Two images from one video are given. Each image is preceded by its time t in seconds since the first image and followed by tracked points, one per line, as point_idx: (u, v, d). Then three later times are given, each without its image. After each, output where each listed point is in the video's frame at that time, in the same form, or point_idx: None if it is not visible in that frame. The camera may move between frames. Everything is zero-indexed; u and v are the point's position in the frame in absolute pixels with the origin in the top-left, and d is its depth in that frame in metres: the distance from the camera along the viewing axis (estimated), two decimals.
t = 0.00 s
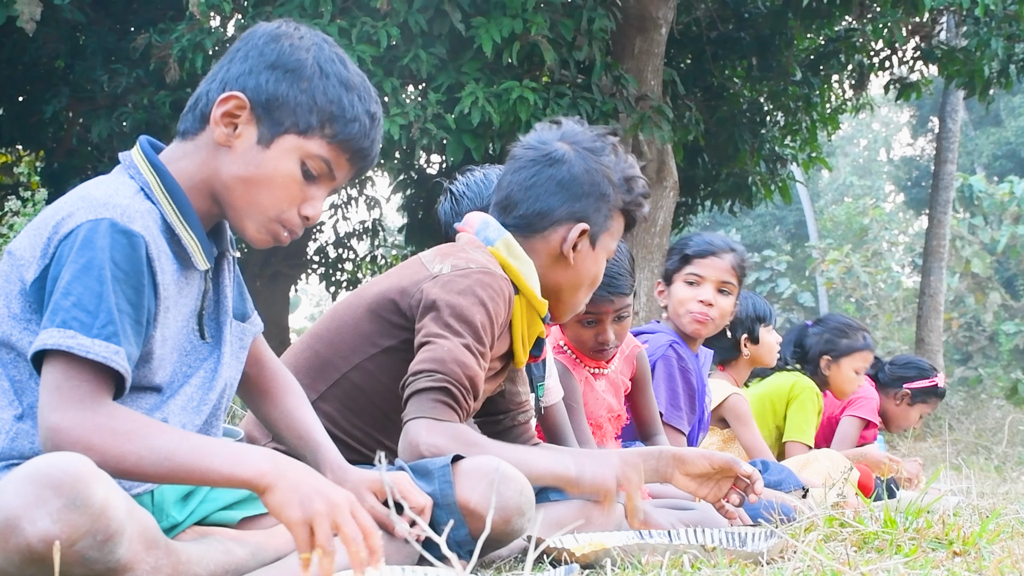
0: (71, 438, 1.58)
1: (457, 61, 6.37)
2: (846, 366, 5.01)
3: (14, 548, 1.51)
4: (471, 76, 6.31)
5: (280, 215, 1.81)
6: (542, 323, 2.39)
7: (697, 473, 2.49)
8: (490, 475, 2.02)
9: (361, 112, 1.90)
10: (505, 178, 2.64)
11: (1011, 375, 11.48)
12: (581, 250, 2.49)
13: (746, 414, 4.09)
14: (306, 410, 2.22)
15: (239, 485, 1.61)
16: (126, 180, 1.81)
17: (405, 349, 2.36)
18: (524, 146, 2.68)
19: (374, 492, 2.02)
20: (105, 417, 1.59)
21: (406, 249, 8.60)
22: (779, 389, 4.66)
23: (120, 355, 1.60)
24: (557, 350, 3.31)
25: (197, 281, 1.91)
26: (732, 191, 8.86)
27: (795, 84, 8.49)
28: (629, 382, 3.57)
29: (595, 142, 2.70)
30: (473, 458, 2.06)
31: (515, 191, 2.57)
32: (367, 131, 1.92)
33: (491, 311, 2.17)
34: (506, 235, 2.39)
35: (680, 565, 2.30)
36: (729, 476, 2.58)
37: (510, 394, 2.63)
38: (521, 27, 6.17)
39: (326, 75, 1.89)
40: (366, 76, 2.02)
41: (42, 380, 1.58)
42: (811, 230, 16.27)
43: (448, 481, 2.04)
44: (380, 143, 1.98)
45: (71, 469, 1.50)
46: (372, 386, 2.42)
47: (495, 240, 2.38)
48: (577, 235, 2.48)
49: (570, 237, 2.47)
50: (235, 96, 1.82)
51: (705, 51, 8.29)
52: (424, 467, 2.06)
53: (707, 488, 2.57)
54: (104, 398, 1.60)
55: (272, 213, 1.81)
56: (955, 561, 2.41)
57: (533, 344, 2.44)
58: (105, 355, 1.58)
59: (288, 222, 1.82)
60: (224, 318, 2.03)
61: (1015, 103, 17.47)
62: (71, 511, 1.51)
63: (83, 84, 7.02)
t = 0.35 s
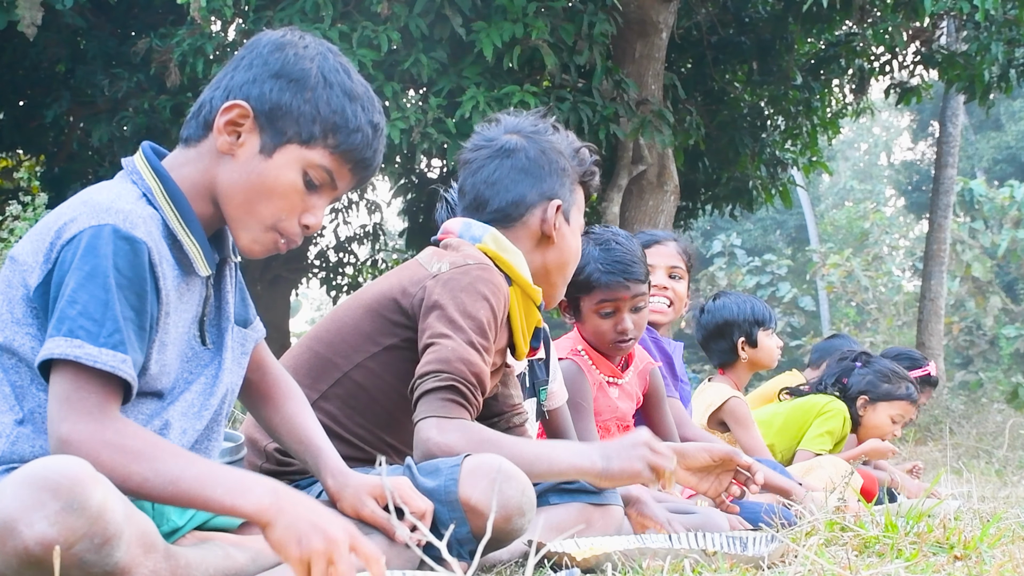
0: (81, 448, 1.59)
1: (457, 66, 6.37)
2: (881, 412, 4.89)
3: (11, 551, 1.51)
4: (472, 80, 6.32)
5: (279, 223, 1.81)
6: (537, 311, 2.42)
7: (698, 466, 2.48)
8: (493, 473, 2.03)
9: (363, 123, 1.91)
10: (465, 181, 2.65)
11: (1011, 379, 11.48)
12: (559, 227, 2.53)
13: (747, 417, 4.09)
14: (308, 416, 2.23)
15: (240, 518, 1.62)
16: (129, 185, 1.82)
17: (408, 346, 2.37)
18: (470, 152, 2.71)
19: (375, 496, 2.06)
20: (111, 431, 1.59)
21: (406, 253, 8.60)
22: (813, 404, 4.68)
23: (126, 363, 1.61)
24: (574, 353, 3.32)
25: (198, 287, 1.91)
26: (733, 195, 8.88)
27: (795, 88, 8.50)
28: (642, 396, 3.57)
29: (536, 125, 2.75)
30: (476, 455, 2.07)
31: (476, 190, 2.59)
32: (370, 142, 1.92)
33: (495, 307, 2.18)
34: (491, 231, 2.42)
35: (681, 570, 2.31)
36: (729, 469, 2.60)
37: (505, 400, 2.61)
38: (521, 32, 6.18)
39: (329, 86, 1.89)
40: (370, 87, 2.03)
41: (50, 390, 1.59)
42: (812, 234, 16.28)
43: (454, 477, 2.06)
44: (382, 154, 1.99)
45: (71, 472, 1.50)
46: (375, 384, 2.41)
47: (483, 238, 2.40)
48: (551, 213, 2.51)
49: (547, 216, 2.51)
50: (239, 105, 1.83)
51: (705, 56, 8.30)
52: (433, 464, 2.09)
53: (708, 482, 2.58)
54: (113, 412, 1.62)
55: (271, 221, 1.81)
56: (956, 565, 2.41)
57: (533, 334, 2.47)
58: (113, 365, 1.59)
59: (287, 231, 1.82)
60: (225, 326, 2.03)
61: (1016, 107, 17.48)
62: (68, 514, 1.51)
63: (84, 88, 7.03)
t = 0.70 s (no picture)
0: (118, 452, 1.59)
1: (455, 68, 6.36)
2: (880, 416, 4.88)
3: (9, 552, 1.51)
4: (471, 83, 6.31)
5: (272, 223, 1.81)
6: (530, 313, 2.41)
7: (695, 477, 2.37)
8: (491, 473, 2.02)
9: (354, 119, 1.91)
10: (470, 182, 2.67)
11: (1009, 382, 11.49)
12: (557, 233, 2.52)
13: (747, 417, 4.08)
14: (306, 417, 2.22)
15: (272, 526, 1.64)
16: (121, 188, 1.82)
17: (402, 345, 2.37)
18: (479, 158, 2.73)
19: (372, 499, 2.04)
20: (147, 431, 1.60)
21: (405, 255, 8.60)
22: (813, 406, 4.68)
23: (137, 363, 1.61)
24: (578, 357, 3.28)
25: (194, 288, 1.91)
26: (731, 198, 8.88)
27: (794, 91, 8.50)
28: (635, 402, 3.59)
29: (552, 139, 2.79)
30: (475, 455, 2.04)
31: (477, 190, 2.61)
32: (361, 138, 1.92)
33: (491, 303, 2.18)
34: (489, 232, 2.41)
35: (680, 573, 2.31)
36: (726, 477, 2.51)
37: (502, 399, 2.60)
38: (520, 34, 6.19)
39: (319, 83, 1.88)
40: (360, 83, 2.02)
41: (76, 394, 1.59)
42: (811, 237, 16.29)
43: (453, 476, 2.05)
44: (374, 150, 1.98)
45: (69, 474, 1.51)
46: (368, 384, 2.40)
47: (479, 238, 2.40)
48: (551, 216, 2.50)
49: (545, 221, 2.50)
50: (228, 106, 1.82)
51: (704, 59, 8.28)
52: (433, 463, 2.08)
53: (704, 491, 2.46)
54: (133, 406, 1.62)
55: (263, 221, 1.81)
56: (954, 568, 2.41)
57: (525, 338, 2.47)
58: (122, 366, 1.59)
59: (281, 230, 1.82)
60: (220, 326, 2.03)
61: (1015, 110, 17.49)
62: (66, 515, 1.51)
63: (82, 91, 7.03)
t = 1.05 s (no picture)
0: (145, 447, 1.58)
1: (455, 70, 6.37)
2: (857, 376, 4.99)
3: (9, 552, 1.51)
4: (470, 84, 6.30)
5: (274, 220, 1.82)
6: (526, 318, 2.41)
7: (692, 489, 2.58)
8: (488, 479, 2.02)
9: (351, 114, 1.90)
10: (477, 178, 2.68)
11: (1008, 385, 11.50)
12: (559, 240, 2.51)
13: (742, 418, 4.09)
14: (304, 417, 2.22)
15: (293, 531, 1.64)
16: (121, 187, 1.82)
17: (393, 354, 2.36)
18: (495, 149, 2.73)
19: (371, 501, 2.04)
20: (174, 430, 1.60)
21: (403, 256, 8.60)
22: (789, 397, 4.67)
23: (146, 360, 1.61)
24: (585, 357, 3.24)
25: (196, 286, 1.91)
26: (729, 201, 8.89)
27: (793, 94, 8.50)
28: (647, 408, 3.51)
29: (565, 141, 2.76)
30: (472, 461, 2.04)
31: (484, 189, 2.61)
32: (358, 133, 1.92)
33: (487, 306, 2.17)
34: (487, 235, 2.42)
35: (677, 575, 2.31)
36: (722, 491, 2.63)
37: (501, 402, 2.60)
38: (519, 37, 6.19)
39: (314, 79, 1.88)
40: (356, 78, 2.02)
41: (100, 387, 1.59)
42: (810, 240, 16.31)
43: (451, 482, 2.04)
44: (372, 145, 1.98)
45: (66, 474, 1.50)
46: (361, 391, 2.41)
47: (477, 241, 2.41)
48: (552, 223, 2.49)
49: (546, 226, 2.49)
50: (225, 104, 1.82)
51: (703, 61, 8.27)
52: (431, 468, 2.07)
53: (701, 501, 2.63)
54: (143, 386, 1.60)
55: (266, 218, 1.81)
56: (952, 571, 2.41)
57: (521, 342, 2.45)
58: (141, 363, 1.60)
59: (282, 227, 1.83)
60: (220, 324, 2.02)
61: (1014, 113, 17.50)
62: (64, 517, 1.51)
63: (82, 91, 7.03)
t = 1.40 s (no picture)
0: (115, 439, 1.56)
1: (456, 71, 6.37)
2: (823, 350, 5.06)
3: (8, 552, 1.52)
4: (471, 86, 6.30)
5: (275, 220, 1.82)
6: (533, 325, 2.41)
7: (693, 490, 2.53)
8: (488, 483, 2.01)
9: (355, 117, 1.91)
10: (480, 186, 2.68)
11: (1009, 388, 11.49)
12: (567, 244, 2.52)
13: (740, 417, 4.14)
14: (307, 419, 2.23)
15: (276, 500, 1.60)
16: (126, 186, 1.82)
17: (399, 359, 2.36)
18: (497, 154, 2.72)
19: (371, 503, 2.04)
20: (143, 418, 1.58)
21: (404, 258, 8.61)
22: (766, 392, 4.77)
23: (138, 357, 1.59)
24: (599, 358, 3.21)
25: (198, 288, 1.91)
26: (730, 203, 8.90)
27: (794, 95, 8.49)
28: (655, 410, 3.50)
29: (561, 138, 2.74)
30: (473, 464, 2.03)
31: (490, 196, 2.61)
32: (362, 137, 1.92)
33: (492, 313, 2.16)
34: (494, 243, 2.42)
35: None
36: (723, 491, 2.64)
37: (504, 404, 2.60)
38: (520, 38, 6.19)
39: (319, 82, 1.88)
40: (361, 82, 2.02)
41: (74, 383, 1.57)
42: (810, 242, 16.31)
43: (451, 486, 2.04)
44: (375, 149, 1.98)
45: (66, 474, 1.51)
46: (366, 397, 2.41)
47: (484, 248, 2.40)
48: (560, 228, 2.50)
49: (553, 232, 2.49)
50: (230, 106, 1.82)
51: (704, 63, 8.27)
52: (430, 470, 2.07)
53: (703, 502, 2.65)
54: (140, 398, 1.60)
55: (268, 219, 1.82)
56: (953, 573, 2.41)
57: (529, 348, 2.46)
58: (124, 361, 1.58)
59: (284, 229, 1.83)
60: (223, 326, 2.02)
61: (1014, 115, 17.50)
62: (63, 517, 1.51)
63: (83, 93, 7.04)
